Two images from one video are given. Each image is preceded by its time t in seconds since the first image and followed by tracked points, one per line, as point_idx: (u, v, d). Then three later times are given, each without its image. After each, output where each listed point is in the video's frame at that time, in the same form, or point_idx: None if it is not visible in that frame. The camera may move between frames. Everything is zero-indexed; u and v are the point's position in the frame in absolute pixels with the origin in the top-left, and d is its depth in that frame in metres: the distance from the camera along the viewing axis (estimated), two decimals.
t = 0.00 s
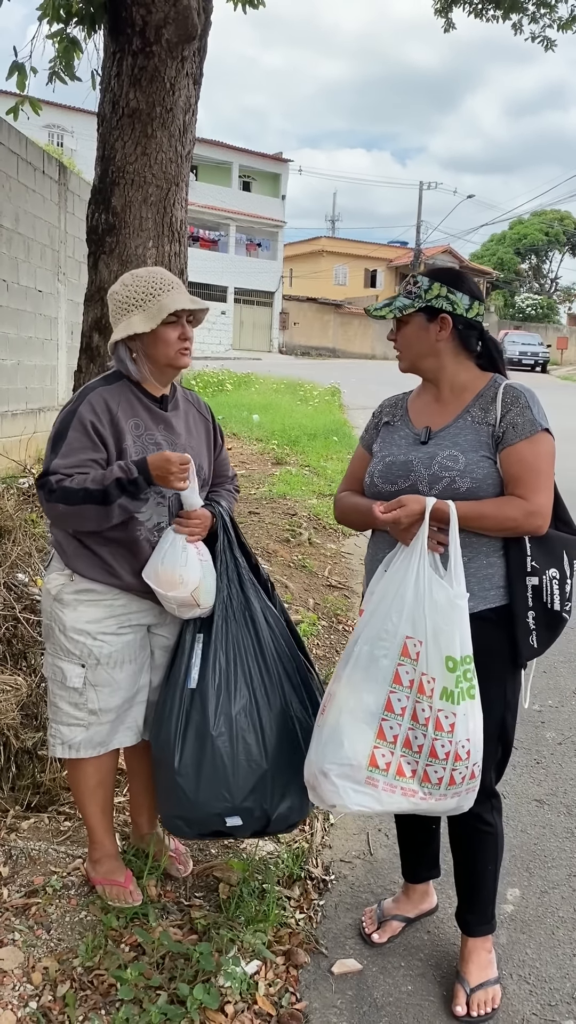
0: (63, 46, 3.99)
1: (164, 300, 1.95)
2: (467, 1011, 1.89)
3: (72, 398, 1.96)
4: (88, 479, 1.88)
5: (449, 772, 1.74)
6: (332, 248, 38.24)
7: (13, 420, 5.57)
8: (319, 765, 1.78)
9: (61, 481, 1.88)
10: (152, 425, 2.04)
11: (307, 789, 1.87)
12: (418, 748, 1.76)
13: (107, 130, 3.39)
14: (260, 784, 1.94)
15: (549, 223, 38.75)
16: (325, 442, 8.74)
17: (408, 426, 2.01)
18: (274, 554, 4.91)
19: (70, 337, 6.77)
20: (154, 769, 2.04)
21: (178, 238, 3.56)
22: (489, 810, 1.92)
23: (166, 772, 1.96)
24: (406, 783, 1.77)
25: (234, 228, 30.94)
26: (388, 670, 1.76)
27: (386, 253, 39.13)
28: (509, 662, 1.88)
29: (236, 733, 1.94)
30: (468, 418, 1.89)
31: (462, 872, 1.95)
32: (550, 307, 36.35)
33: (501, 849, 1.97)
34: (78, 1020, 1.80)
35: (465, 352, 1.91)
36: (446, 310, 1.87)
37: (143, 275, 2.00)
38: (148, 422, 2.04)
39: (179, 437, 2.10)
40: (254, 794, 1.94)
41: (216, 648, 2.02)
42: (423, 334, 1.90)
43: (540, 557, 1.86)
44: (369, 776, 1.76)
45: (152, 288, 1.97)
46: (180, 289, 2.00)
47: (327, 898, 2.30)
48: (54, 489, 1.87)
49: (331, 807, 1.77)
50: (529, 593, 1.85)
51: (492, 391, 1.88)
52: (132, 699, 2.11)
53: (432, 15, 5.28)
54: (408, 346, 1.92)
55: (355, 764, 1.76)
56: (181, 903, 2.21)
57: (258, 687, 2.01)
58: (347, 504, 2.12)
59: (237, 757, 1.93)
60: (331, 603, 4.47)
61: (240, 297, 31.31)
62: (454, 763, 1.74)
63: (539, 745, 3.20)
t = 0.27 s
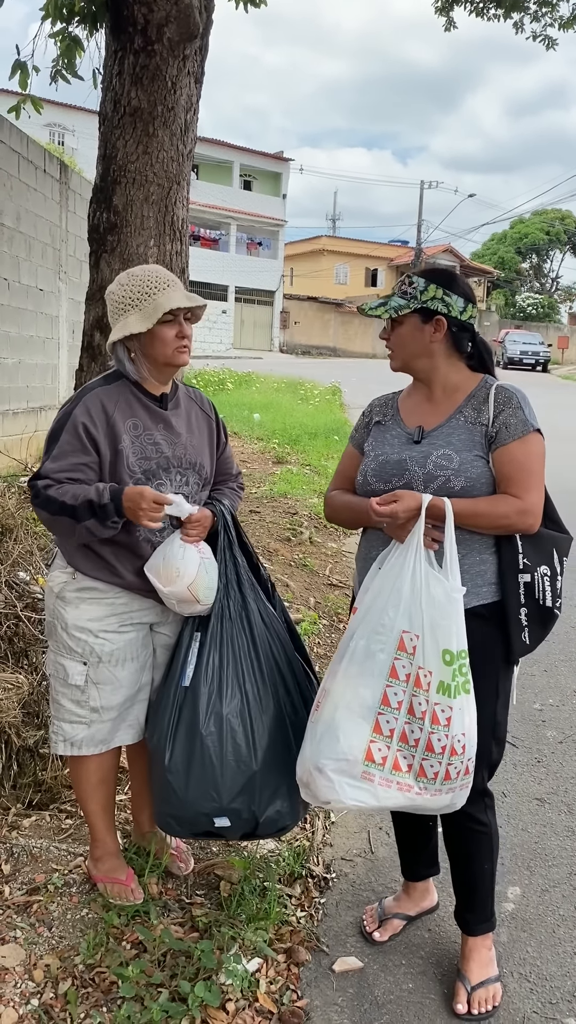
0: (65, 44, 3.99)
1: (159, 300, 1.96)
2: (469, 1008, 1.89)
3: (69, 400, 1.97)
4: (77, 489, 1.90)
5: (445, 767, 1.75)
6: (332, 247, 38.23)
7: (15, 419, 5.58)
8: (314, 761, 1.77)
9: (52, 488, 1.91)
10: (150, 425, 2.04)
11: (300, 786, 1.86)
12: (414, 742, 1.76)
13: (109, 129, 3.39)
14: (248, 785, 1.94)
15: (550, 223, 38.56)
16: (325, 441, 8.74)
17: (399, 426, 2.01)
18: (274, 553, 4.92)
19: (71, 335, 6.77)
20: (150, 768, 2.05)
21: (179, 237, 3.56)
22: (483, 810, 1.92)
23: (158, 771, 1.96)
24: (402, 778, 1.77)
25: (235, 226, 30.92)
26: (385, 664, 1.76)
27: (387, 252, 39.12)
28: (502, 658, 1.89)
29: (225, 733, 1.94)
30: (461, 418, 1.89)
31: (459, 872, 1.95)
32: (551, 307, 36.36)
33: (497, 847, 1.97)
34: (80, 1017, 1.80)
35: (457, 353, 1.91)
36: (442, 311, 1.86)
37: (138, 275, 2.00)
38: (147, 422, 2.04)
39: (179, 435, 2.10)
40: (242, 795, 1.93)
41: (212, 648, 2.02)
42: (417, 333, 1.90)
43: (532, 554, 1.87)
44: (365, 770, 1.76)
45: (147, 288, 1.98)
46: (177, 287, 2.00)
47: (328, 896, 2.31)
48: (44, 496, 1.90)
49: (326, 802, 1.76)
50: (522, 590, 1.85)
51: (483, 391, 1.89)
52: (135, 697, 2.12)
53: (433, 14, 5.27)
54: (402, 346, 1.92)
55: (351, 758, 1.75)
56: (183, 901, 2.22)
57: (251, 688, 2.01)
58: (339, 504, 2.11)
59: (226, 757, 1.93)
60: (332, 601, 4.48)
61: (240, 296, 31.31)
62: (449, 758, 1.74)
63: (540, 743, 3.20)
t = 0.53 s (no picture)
0: (66, 43, 3.99)
1: (153, 299, 1.95)
2: (467, 1009, 1.88)
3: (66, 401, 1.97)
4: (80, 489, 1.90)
5: (421, 761, 1.73)
6: (333, 246, 38.21)
7: (16, 417, 5.58)
8: (293, 747, 1.77)
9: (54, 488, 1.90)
10: (148, 424, 2.05)
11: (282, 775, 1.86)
12: (391, 733, 1.75)
13: (110, 127, 3.39)
14: (249, 783, 1.95)
15: (551, 223, 38.57)
16: (326, 439, 8.75)
17: (394, 425, 2.00)
18: (275, 552, 4.92)
19: (72, 333, 6.77)
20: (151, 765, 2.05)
21: (180, 235, 3.56)
22: (479, 809, 1.90)
23: (159, 768, 1.97)
24: (378, 769, 1.77)
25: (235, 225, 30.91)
26: (369, 654, 1.77)
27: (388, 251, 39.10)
28: (500, 656, 1.89)
29: (227, 730, 1.95)
30: (457, 418, 1.89)
31: (451, 875, 1.93)
32: (552, 307, 36.35)
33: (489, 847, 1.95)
34: (81, 1015, 1.80)
35: (451, 353, 1.92)
36: (438, 313, 1.87)
37: (130, 274, 2.00)
38: (145, 421, 2.04)
39: (177, 435, 2.10)
40: (244, 792, 1.94)
41: (212, 646, 2.02)
42: (414, 334, 1.90)
43: (528, 552, 1.87)
44: (341, 759, 1.76)
45: (140, 287, 1.97)
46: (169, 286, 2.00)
47: (328, 894, 2.31)
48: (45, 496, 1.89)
49: (302, 789, 1.76)
50: (519, 588, 1.85)
51: (478, 391, 1.90)
52: (135, 695, 2.12)
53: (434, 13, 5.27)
54: (398, 346, 1.92)
55: (328, 746, 1.75)
56: (183, 898, 2.22)
57: (252, 685, 2.01)
58: (335, 503, 2.10)
59: (228, 755, 1.94)
60: (332, 599, 4.48)
61: (241, 294, 31.31)
62: (426, 752, 1.73)
63: (541, 742, 3.21)
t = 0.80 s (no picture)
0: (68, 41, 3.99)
1: (145, 301, 1.94)
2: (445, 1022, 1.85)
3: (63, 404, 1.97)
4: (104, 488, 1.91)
5: (426, 763, 1.74)
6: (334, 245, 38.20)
7: (16, 416, 5.58)
8: (298, 750, 1.79)
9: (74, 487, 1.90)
10: (145, 424, 2.05)
11: (286, 772, 1.88)
12: (397, 737, 1.75)
13: (111, 126, 3.39)
14: (254, 779, 1.96)
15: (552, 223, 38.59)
16: (327, 438, 8.75)
17: (395, 426, 2.01)
18: (275, 551, 4.92)
19: (73, 332, 6.78)
20: (154, 765, 2.05)
21: (181, 234, 3.56)
22: (474, 811, 1.90)
23: (164, 768, 1.96)
24: (383, 772, 1.77)
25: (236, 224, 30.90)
26: (372, 658, 1.76)
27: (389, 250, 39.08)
28: (499, 657, 1.89)
29: (231, 728, 1.95)
30: (458, 418, 1.89)
31: (445, 877, 1.92)
32: (553, 306, 36.33)
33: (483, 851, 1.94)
34: (81, 1013, 1.80)
35: (453, 354, 1.92)
36: (441, 314, 1.87)
37: (123, 275, 1.99)
38: (142, 421, 2.04)
39: (175, 434, 2.10)
40: (249, 790, 1.95)
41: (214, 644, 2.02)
42: (416, 334, 1.90)
43: (528, 554, 1.87)
44: (346, 761, 1.77)
45: (133, 288, 1.96)
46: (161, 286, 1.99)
47: (328, 893, 2.31)
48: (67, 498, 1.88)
49: (309, 791, 1.78)
50: (518, 589, 1.85)
51: (479, 391, 1.90)
52: (133, 693, 2.12)
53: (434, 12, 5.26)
54: (399, 346, 1.92)
55: (334, 749, 1.76)
56: (183, 897, 2.22)
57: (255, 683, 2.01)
58: (337, 504, 2.11)
59: (233, 753, 1.94)
60: (333, 598, 4.48)
61: (242, 293, 31.31)
62: (431, 754, 1.73)
63: (541, 741, 3.21)
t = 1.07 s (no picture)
0: (69, 40, 3.99)
1: (129, 302, 1.95)
2: None
3: (61, 405, 1.95)
4: (124, 501, 1.94)
5: (434, 767, 1.73)
6: (335, 245, 38.19)
7: (17, 415, 5.58)
8: (303, 758, 1.78)
9: (91, 495, 1.90)
10: (142, 425, 2.05)
11: (288, 781, 1.87)
12: (405, 741, 1.75)
13: (112, 126, 3.39)
14: (253, 778, 1.96)
15: (553, 223, 38.60)
16: (328, 438, 8.75)
17: (400, 426, 2.01)
18: (276, 550, 4.92)
19: (73, 331, 6.78)
20: (153, 765, 2.05)
21: (182, 233, 3.56)
22: (474, 815, 1.90)
23: (162, 767, 1.96)
24: (391, 777, 1.77)
25: (237, 223, 30.90)
26: (378, 661, 1.77)
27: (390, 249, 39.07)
28: (501, 660, 1.89)
29: (229, 726, 1.95)
30: (462, 418, 1.89)
31: (444, 879, 1.92)
32: (554, 306, 36.32)
33: (483, 854, 1.94)
34: (81, 1013, 1.80)
35: (459, 354, 1.92)
36: (447, 313, 1.86)
37: (114, 276, 2.00)
38: (139, 422, 2.04)
39: (171, 434, 2.10)
40: (248, 788, 1.95)
41: (211, 642, 2.03)
42: (421, 334, 1.90)
43: (532, 555, 1.88)
44: (354, 767, 1.76)
45: (121, 289, 1.97)
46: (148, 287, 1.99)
47: (329, 893, 2.31)
48: (88, 505, 1.88)
49: (315, 799, 1.77)
50: (521, 590, 1.86)
51: (484, 390, 1.89)
52: (132, 693, 2.11)
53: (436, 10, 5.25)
54: (405, 345, 1.93)
55: (341, 755, 1.76)
56: (183, 897, 2.22)
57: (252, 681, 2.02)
58: (340, 504, 2.11)
59: (231, 750, 1.94)
60: (333, 598, 4.48)
61: (243, 292, 31.30)
62: (439, 758, 1.73)
63: (541, 741, 3.21)
